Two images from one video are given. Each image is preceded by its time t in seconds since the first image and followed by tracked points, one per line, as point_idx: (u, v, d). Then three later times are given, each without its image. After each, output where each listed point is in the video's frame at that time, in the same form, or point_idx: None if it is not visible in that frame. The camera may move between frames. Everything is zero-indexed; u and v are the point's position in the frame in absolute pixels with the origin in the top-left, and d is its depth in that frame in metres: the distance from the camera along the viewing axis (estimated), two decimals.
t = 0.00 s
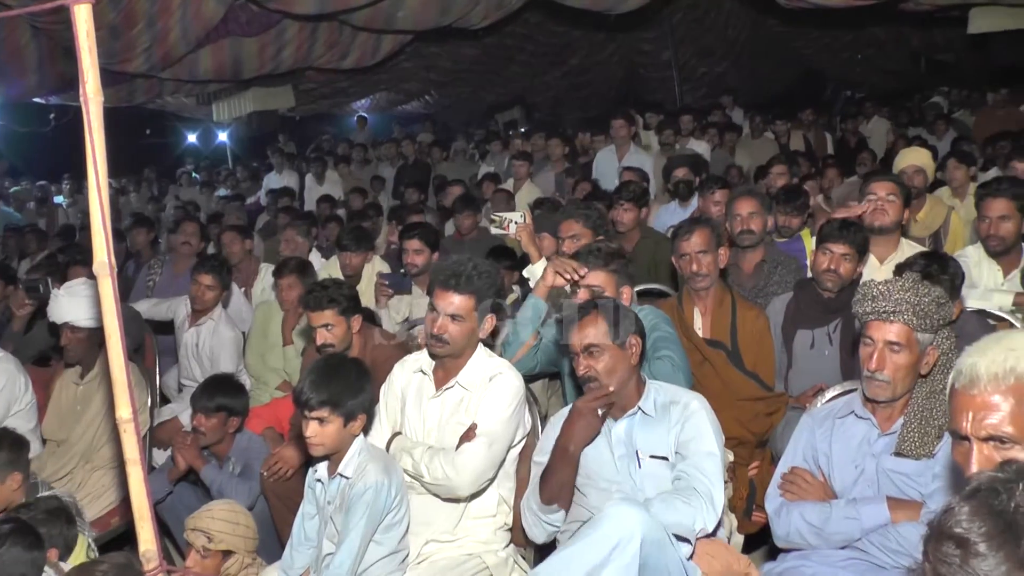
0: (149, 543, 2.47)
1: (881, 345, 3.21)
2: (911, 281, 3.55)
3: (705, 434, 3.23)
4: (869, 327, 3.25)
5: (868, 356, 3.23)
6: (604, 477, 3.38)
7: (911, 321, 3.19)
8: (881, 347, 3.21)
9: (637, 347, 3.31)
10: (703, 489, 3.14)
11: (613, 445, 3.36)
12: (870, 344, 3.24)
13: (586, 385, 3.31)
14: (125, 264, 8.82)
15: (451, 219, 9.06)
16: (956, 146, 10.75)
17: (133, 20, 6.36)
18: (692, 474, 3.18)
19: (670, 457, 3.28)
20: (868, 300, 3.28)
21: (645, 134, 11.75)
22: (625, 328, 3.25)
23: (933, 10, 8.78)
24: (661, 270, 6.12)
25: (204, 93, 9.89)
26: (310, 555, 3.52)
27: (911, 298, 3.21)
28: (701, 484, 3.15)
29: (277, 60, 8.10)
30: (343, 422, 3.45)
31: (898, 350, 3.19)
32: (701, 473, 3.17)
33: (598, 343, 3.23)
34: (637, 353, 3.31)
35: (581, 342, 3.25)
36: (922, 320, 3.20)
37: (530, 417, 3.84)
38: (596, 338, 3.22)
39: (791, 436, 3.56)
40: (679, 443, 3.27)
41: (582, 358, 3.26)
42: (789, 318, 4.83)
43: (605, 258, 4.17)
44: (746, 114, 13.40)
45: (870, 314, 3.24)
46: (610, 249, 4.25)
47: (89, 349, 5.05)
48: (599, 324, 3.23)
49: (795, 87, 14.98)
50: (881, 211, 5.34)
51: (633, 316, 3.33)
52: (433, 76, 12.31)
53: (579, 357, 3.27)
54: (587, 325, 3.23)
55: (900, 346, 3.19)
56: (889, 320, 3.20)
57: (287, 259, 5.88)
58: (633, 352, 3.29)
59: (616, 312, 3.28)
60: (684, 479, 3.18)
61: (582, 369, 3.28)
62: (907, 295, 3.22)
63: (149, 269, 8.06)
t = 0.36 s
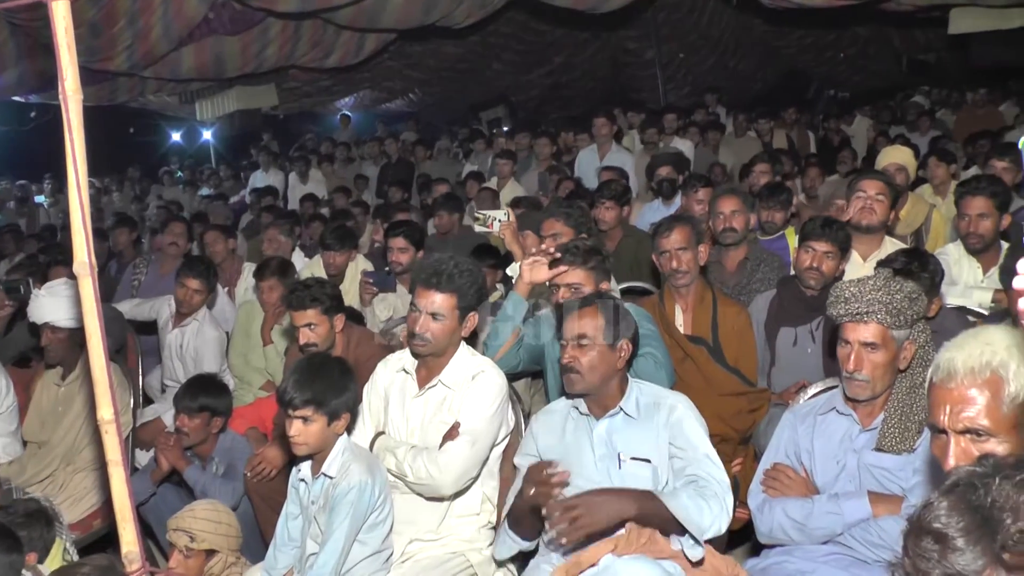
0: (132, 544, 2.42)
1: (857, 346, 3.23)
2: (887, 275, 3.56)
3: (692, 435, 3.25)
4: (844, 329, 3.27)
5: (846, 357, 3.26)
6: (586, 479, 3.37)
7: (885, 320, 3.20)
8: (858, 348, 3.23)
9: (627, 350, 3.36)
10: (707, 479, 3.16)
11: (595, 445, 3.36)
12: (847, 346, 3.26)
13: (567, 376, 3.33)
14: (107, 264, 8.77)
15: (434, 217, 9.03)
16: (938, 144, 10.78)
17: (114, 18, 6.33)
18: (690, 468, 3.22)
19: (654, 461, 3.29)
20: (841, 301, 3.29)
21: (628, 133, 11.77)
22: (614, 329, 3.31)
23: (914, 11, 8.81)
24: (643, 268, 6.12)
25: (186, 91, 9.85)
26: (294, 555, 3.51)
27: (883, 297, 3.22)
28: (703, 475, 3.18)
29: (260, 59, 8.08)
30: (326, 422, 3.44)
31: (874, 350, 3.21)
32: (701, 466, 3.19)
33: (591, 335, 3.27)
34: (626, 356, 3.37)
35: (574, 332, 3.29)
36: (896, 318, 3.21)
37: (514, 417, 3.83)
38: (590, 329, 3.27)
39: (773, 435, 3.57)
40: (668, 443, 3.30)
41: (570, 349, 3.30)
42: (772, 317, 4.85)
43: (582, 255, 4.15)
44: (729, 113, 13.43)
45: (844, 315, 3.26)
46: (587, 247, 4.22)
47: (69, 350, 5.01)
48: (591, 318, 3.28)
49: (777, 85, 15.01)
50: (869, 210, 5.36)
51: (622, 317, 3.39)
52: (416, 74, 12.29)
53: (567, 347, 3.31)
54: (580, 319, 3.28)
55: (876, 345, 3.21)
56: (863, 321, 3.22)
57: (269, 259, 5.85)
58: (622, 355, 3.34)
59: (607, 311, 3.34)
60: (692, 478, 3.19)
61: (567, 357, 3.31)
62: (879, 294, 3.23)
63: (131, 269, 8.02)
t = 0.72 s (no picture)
0: (116, 544, 2.38)
1: (834, 346, 3.25)
2: (864, 268, 3.56)
3: (685, 430, 3.31)
4: (822, 329, 3.29)
5: (825, 357, 3.27)
6: (572, 467, 3.37)
7: (861, 318, 3.21)
8: (836, 347, 3.25)
9: (617, 351, 3.43)
10: (698, 475, 3.24)
11: (584, 437, 3.39)
12: (826, 346, 3.28)
13: (560, 374, 3.34)
14: (89, 263, 8.73)
15: (417, 215, 9.02)
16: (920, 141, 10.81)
17: (96, 15, 6.30)
18: (679, 463, 3.29)
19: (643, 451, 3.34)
20: (815, 303, 3.29)
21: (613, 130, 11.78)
22: (609, 329, 3.36)
23: (896, 7, 8.84)
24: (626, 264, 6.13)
25: (169, 89, 9.81)
26: (279, 554, 3.49)
27: (857, 295, 3.23)
28: (695, 470, 3.25)
29: (243, 57, 8.06)
30: (309, 419, 3.43)
31: (852, 348, 3.22)
32: (693, 460, 3.27)
33: (587, 335, 3.30)
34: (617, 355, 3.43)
35: (568, 332, 3.32)
36: (872, 315, 3.22)
37: (499, 414, 3.82)
38: (583, 327, 3.30)
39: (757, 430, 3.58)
40: (658, 436, 3.35)
41: (565, 348, 3.32)
42: (755, 313, 4.85)
43: (562, 249, 4.24)
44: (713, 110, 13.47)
45: (820, 317, 3.27)
46: (568, 242, 4.31)
47: (51, 350, 4.98)
48: (587, 316, 3.31)
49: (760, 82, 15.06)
50: (853, 208, 5.38)
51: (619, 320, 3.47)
52: (401, 71, 12.28)
53: (561, 345, 3.33)
54: (574, 316, 3.31)
55: (854, 344, 3.22)
56: (839, 321, 3.23)
57: (252, 257, 5.83)
58: (615, 354, 3.40)
59: (603, 310, 3.39)
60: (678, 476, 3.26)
61: (562, 356, 3.33)
62: (852, 293, 3.24)
63: (114, 268, 7.98)
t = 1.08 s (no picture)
0: (97, 543, 2.35)
1: (811, 338, 3.26)
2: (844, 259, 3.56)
3: (667, 421, 3.32)
4: (799, 322, 3.30)
5: (803, 349, 3.28)
6: (555, 459, 3.38)
7: (835, 310, 3.22)
8: (812, 339, 3.25)
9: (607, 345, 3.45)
10: (674, 467, 3.26)
11: (568, 427, 3.39)
12: (803, 338, 3.29)
13: (552, 362, 3.36)
14: (70, 259, 8.68)
15: (400, 207, 8.99)
16: (901, 133, 10.85)
17: (73, 7, 6.26)
18: (657, 453, 3.30)
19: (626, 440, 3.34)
20: (791, 296, 3.31)
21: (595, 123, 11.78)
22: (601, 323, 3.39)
23: None
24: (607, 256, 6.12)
25: (150, 83, 9.75)
26: (263, 549, 3.48)
27: (829, 287, 3.25)
28: (672, 462, 3.27)
29: (224, 49, 8.03)
30: (289, 412, 3.41)
31: (828, 340, 3.23)
32: (670, 451, 3.28)
33: (579, 325, 3.32)
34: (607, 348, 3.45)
35: (559, 322, 3.35)
36: (845, 306, 3.23)
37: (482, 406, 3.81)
38: (575, 319, 3.32)
39: (741, 420, 3.59)
40: (641, 425, 3.35)
41: (559, 338, 3.34)
42: (738, 304, 4.86)
43: (543, 240, 4.22)
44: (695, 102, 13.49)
45: (796, 310, 3.28)
46: (549, 232, 4.31)
47: (31, 349, 4.89)
48: (578, 307, 3.33)
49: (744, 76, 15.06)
50: (835, 199, 5.40)
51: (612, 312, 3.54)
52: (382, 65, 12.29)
53: (555, 334, 3.36)
54: (564, 306, 3.34)
55: (830, 336, 3.22)
56: (814, 313, 3.24)
57: (234, 252, 5.81)
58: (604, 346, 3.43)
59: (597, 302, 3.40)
60: (659, 469, 3.28)
61: (556, 345, 3.35)
62: (826, 285, 3.25)
63: (94, 264, 7.93)
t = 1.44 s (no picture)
0: (83, 537, 2.35)
1: (793, 328, 3.27)
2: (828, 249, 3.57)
3: (657, 418, 3.34)
4: (781, 312, 3.31)
5: (785, 339, 3.30)
6: (544, 451, 3.38)
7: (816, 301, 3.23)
8: (794, 329, 3.27)
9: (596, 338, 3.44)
10: (672, 467, 3.29)
11: (556, 420, 3.39)
12: (785, 328, 3.30)
13: (536, 354, 3.37)
14: (54, 252, 8.65)
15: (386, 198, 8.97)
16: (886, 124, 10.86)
17: None
18: (654, 454, 3.32)
19: (616, 436, 3.35)
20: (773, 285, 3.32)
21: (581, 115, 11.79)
22: (588, 316, 3.38)
23: None
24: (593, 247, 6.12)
25: (133, 75, 9.72)
26: (250, 544, 3.47)
27: (811, 277, 3.25)
28: (669, 462, 3.29)
29: (207, 41, 8.06)
30: (274, 404, 3.41)
31: (810, 330, 3.24)
32: (666, 450, 3.31)
33: (566, 318, 3.34)
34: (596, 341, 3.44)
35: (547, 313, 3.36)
36: (826, 297, 3.24)
37: (468, 399, 3.80)
38: (562, 311, 3.34)
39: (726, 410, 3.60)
40: (630, 423, 3.37)
41: (543, 329, 3.35)
42: (723, 294, 4.87)
43: (535, 233, 4.28)
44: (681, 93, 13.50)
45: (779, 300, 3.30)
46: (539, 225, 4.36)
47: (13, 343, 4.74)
48: (567, 300, 3.35)
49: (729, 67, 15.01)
50: (820, 190, 5.41)
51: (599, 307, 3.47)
52: (367, 57, 12.38)
53: (539, 326, 3.37)
54: (554, 298, 3.36)
55: (811, 326, 3.24)
56: (795, 303, 3.26)
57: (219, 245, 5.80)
58: (592, 341, 3.41)
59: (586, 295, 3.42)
60: (651, 465, 3.32)
61: (539, 336, 3.36)
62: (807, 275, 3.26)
63: (78, 258, 7.89)
